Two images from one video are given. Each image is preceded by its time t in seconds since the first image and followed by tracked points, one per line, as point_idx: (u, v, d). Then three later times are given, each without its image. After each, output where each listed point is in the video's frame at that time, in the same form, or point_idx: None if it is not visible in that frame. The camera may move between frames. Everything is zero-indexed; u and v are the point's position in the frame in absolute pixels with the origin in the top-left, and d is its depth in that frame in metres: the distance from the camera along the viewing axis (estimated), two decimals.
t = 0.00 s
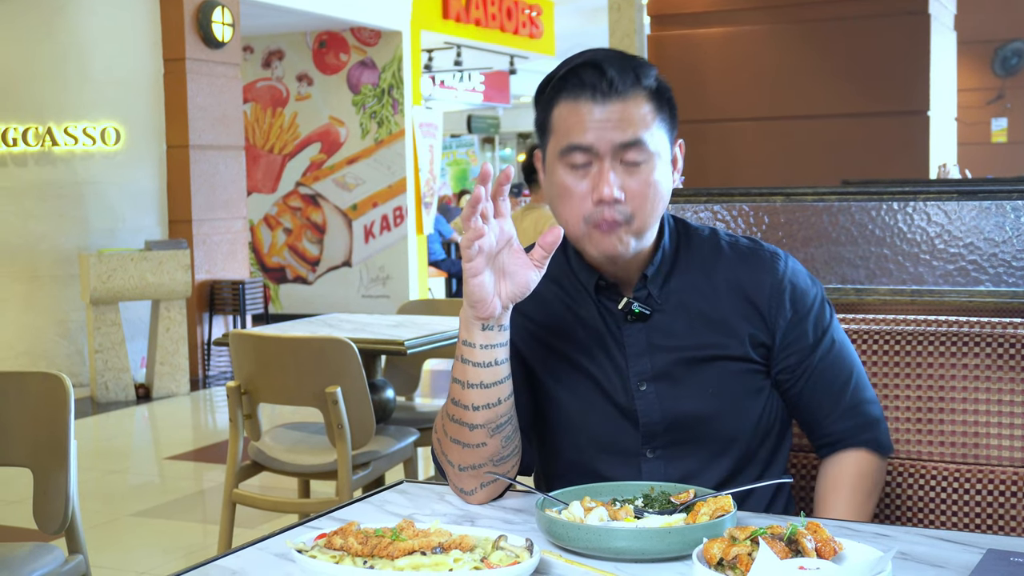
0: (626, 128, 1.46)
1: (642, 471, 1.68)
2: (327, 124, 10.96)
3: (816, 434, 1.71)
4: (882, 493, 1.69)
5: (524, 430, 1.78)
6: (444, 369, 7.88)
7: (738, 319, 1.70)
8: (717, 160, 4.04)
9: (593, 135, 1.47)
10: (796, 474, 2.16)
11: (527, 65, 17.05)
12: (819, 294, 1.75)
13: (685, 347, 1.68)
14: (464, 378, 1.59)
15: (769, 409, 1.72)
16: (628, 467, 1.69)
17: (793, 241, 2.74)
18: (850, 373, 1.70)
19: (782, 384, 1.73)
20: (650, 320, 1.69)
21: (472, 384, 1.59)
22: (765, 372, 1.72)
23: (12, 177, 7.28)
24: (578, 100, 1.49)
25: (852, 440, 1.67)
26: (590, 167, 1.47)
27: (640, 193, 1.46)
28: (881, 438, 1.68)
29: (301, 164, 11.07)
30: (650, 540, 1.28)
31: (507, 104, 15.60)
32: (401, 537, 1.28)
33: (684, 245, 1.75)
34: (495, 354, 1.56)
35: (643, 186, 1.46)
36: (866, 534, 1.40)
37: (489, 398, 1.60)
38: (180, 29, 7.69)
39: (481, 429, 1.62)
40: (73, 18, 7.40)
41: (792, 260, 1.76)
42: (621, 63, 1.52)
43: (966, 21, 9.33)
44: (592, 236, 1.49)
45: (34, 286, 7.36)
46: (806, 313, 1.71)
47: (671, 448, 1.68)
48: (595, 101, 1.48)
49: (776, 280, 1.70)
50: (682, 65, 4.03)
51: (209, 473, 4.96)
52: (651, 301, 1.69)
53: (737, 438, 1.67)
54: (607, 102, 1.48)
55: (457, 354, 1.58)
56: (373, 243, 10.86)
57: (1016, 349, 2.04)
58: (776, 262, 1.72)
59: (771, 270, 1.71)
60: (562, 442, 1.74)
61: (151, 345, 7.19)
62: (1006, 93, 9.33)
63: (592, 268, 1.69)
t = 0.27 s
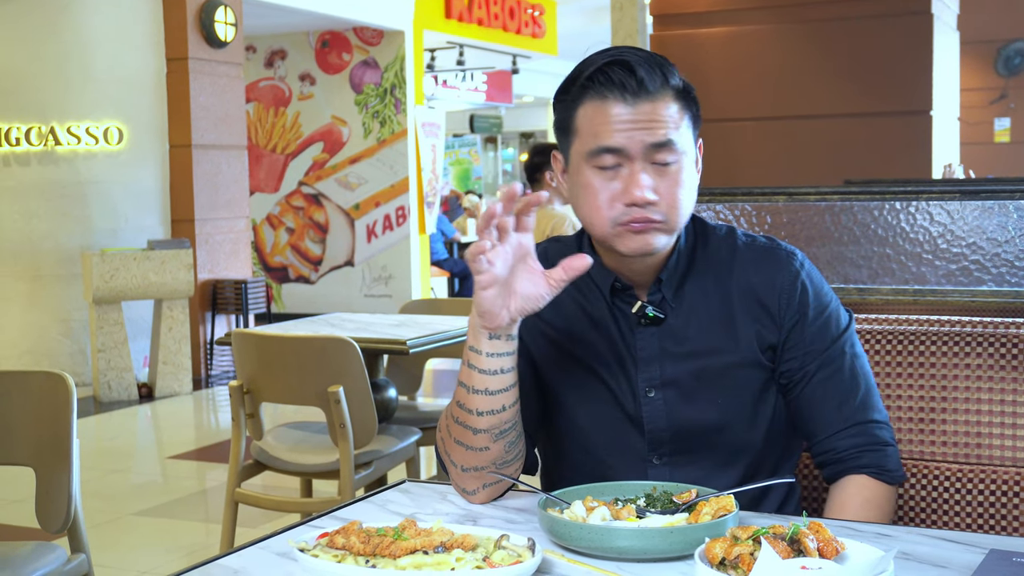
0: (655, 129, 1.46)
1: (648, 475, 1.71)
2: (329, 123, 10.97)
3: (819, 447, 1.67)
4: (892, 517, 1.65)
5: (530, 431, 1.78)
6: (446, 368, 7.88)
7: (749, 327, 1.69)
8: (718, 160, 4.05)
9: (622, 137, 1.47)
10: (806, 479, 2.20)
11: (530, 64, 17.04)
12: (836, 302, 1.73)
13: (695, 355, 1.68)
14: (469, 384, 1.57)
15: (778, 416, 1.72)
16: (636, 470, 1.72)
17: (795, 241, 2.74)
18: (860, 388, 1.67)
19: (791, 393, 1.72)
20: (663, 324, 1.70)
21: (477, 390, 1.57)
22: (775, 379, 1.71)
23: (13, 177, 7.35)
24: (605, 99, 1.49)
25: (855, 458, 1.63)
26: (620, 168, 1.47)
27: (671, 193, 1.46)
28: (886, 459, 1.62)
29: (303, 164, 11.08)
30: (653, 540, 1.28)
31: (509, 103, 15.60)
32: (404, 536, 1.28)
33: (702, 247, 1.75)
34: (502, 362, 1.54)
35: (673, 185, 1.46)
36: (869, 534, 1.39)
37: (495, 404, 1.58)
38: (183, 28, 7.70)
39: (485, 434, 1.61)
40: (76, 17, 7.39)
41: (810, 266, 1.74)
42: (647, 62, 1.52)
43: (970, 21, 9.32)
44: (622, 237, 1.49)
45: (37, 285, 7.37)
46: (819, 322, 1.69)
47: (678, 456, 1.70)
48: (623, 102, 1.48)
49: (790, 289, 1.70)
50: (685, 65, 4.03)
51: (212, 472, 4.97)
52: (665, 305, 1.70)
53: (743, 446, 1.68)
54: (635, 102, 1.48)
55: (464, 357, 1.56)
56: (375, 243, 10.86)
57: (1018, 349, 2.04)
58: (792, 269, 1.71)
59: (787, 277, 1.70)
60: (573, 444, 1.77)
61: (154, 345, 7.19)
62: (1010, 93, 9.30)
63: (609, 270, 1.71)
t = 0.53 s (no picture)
0: (653, 136, 1.46)
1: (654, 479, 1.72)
2: (331, 122, 10.96)
3: (826, 450, 1.68)
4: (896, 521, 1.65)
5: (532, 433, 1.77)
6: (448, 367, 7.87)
7: (759, 330, 1.70)
8: (720, 159, 4.05)
9: (619, 141, 1.47)
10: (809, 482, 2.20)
11: (532, 64, 17.04)
12: (845, 306, 1.75)
13: (703, 359, 1.69)
14: (495, 387, 1.56)
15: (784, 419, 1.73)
16: (642, 474, 1.72)
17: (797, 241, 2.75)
18: (868, 392, 1.67)
19: (797, 397, 1.73)
20: (672, 328, 1.70)
21: (501, 395, 1.57)
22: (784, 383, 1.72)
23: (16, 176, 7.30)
24: (604, 103, 1.49)
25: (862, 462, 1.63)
26: (617, 173, 1.48)
27: (668, 200, 1.46)
28: (894, 463, 1.62)
29: (305, 163, 11.08)
30: (655, 539, 1.28)
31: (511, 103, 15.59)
32: (405, 535, 1.28)
33: (710, 252, 1.76)
34: (528, 371, 1.54)
35: (670, 193, 1.46)
36: (871, 534, 1.39)
37: (518, 412, 1.58)
38: (185, 27, 7.70)
39: (504, 439, 1.60)
40: (78, 16, 7.39)
41: (820, 270, 1.76)
42: (647, 66, 1.52)
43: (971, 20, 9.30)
44: (620, 243, 1.49)
45: (39, 284, 7.37)
46: (828, 326, 1.70)
47: (683, 460, 1.70)
48: (622, 105, 1.48)
49: (800, 293, 1.71)
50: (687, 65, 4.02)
51: (213, 471, 4.97)
52: (673, 308, 1.71)
53: (750, 450, 1.69)
54: (634, 107, 1.48)
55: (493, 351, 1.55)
56: (377, 242, 10.86)
57: (1020, 349, 2.04)
58: (802, 274, 1.73)
59: (797, 282, 1.72)
60: (576, 446, 1.77)
61: (156, 344, 7.20)
62: (1012, 93, 9.24)
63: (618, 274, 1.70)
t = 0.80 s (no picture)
0: (670, 195, 1.42)
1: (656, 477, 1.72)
2: (333, 121, 10.97)
3: (827, 450, 1.68)
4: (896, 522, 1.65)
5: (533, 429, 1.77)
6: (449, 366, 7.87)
7: (764, 330, 1.70)
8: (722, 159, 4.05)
9: (633, 200, 1.43)
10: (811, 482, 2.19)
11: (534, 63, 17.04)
12: (851, 306, 1.74)
13: (708, 358, 1.70)
14: (464, 383, 1.57)
15: (787, 417, 1.73)
16: (643, 471, 1.73)
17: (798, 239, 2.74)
18: (872, 394, 1.67)
19: (801, 397, 1.73)
20: (679, 327, 1.70)
21: (471, 390, 1.57)
22: (789, 383, 1.72)
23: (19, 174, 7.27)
24: (619, 156, 1.44)
25: (863, 463, 1.63)
26: (628, 225, 1.45)
27: (680, 251, 1.46)
28: (895, 465, 1.63)
29: (307, 162, 11.08)
30: (656, 538, 1.28)
31: (513, 102, 15.59)
32: (406, 534, 1.28)
33: (719, 251, 1.76)
34: (495, 361, 1.54)
35: (682, 244, 1.46)
36: (873, 534, 1.39)
37: (489, 403, 1.58)
38: (187, 26, 7.71)
39: (480, 432, 1.60)
40: (80, 15, 7.40)
41: (827, 270, 1.75)
42: (665, 116, 1.45)
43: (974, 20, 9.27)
44: (629, 278, 1.50)
45: (41, 283, 7.36)
46: (834, 327, 1.70)
47: (686, 458, 1.71)
48: (638, 164, 1.43)
49: (807, 293, 1.71)
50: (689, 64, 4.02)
51: (215, 469, 4.97)
52: (683, 309, 1.70)
53: (751, 449, 1.70)
54: (652, 165, 1.43)
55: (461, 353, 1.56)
56: (378, 241, 10.86)
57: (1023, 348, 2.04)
58: (809, 273, 1.72)
59: (804, 281, 1.72)
60: (580, 443, 1.78)
61: (158, 343, 7.20)
62: (1014, 92, 9.21)
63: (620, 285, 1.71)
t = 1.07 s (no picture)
0: (666, 191, 1.44)
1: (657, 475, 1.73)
2: (334, 120, 10.97)
3: (826, 446, 1.68)
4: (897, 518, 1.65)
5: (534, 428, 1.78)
6: (451, 365, 7.88)
7: (763, 326, 1.71)
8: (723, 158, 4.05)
9: (630, 197, 1.44)
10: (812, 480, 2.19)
11: (535, 62, 17.04)
12: (849, 303, 1.75)
13: (708, 355, 1.71)
14: (473, 396, 1.55)
15: (785, 414, 1.74)
16: (644, 469, 1.74)
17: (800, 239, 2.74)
18: (870, 389, 1.68)
19: (800, 393, 1.74)
20: (679, 324, 1.72)
21: (480, 404, 1.56)
22: (787, 378, 1.73)
23: (20, 172, 7.24)
24: (614, 156, 1.46)
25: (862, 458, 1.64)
26: (627, 222, 1.47)
27: (680, 244, 1.47)
28: (894, 459, 1.63)
29: (308, 161, 11.09)
30: (658, 536, 1.28)
31: (515, 101, 15.59)
32: (408, 532, 1.28)
33: (717, 248, 1.77)
34: (505, 381, 1.52)
35: (681, 239, 1.47)
36: (874, 532, 1.39)
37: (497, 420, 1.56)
38: (188, 25, 7.72)
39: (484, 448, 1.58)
40: (82, 13, 7.41)
41: (825, 267, 1.77)
42: (659, 114, 1.47)
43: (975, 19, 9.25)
44: (629, 275, 1.52)
45: (43, 280, 7.35)
46: (832, 322, 1.71)
47: (687, 455, 1.72)
48: (633, 163, 1.44)
49: (805, 290, 1.72)
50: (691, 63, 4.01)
51: (216, 468, 4.97)
52: (682, 306, 1.71)
53: (750, 445, 1.71)
54: (647, 161, 1.44)
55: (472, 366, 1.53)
56: (380, 240, 10.86)
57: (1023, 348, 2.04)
58: (807, 270, 1.74)
59: (802, 277, 1.73)
60: (580, 442, 1.79)
61: (159, 341, 7.21)
62: (1015, 91, 9.18)
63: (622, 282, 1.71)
